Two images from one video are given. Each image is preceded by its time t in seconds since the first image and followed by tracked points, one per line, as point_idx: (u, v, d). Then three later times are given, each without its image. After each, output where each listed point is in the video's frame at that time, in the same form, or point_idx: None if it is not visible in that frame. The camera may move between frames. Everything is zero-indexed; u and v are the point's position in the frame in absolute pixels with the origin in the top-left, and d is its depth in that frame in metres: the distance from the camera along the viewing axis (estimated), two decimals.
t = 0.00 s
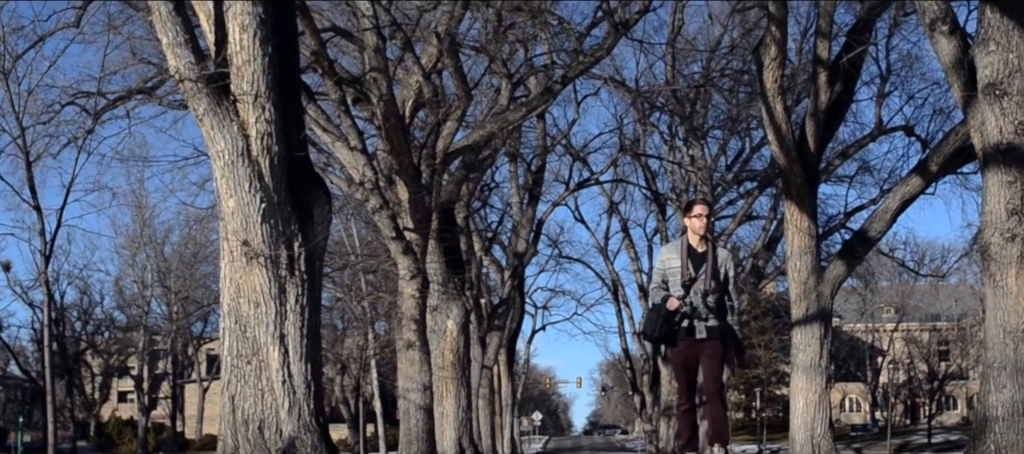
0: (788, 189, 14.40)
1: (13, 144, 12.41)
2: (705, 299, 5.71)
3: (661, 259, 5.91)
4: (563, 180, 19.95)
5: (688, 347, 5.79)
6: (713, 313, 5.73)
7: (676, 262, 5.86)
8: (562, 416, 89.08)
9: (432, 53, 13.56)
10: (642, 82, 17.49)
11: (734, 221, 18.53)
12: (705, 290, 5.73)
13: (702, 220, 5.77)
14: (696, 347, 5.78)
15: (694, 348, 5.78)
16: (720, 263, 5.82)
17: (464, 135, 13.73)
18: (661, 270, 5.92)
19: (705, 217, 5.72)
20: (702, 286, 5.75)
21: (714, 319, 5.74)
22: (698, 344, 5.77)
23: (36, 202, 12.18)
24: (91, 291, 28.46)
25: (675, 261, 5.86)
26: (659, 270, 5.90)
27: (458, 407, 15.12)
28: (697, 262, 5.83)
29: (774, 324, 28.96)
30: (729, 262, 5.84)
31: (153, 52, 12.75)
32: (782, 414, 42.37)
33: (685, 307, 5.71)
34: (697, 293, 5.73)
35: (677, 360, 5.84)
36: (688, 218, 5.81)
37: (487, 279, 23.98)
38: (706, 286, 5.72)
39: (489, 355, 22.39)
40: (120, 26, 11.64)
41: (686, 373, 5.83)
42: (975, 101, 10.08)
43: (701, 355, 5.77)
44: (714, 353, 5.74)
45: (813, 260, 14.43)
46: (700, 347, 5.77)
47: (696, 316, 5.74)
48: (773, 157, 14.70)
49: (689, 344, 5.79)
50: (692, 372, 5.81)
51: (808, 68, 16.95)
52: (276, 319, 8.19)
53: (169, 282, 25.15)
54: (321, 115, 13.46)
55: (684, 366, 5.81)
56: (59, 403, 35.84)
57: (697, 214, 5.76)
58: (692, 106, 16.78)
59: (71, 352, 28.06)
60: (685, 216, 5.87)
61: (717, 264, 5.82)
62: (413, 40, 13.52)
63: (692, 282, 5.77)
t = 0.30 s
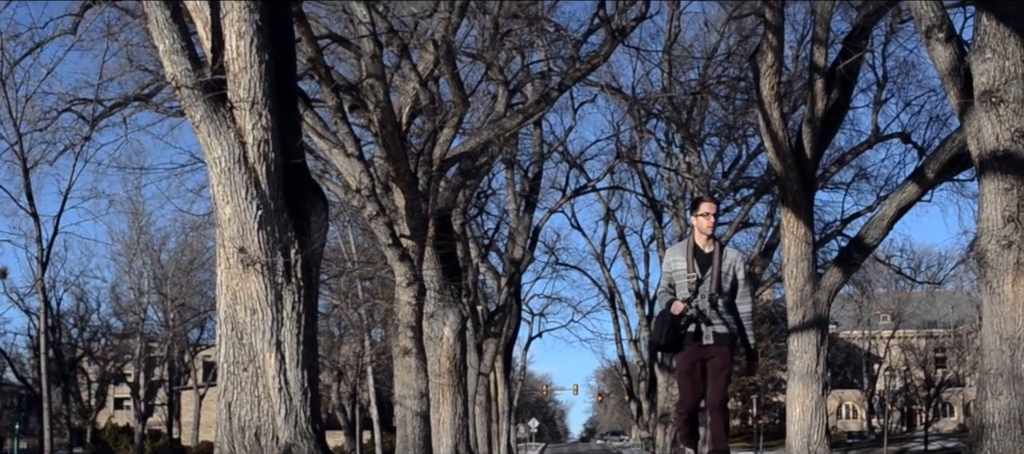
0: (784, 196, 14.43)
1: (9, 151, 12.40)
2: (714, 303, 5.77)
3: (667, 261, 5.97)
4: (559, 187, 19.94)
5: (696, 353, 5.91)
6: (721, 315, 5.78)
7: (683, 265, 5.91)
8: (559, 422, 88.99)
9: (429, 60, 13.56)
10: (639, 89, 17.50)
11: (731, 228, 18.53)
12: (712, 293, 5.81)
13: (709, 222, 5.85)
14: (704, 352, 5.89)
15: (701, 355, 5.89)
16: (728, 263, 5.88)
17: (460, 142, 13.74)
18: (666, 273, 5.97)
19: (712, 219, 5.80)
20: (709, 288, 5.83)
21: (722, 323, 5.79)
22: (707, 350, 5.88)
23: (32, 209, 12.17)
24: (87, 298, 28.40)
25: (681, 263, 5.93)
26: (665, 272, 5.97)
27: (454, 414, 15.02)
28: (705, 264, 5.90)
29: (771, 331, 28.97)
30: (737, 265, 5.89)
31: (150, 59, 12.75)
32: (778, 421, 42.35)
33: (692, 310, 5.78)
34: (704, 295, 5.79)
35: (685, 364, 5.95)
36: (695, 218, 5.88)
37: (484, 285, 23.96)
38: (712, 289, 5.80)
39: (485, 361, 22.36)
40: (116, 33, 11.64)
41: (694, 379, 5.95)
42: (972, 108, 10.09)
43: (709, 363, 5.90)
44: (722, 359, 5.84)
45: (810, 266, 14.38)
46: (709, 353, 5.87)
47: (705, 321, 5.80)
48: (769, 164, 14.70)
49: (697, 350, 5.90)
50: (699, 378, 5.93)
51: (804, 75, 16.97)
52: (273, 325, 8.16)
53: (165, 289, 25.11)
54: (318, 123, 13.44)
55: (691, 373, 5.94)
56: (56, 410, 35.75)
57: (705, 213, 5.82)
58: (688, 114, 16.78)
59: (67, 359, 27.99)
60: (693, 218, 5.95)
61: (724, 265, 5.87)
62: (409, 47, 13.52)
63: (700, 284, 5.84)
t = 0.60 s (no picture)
0: (780, 204, 14.41)
1: (5, 159, 12.38)
2: (716, 302, 5.64)
3: (665, 262, 5.89)
4: (556, 195, 19.94)
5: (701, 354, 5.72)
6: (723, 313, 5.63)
7: (681, 263, 5.83)
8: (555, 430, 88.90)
9: (425, 68, 13.56)
10: (635, 97, 17.50)
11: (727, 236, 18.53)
12: (713, 291, 5.69)
13: (708, 216, 5.79)
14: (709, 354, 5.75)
15: (705, 354, 5.72)
16: (728, 260, 5.79)
17: (457, 151, 13.74)
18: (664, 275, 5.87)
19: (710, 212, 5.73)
20: (709, 287, 5.72)
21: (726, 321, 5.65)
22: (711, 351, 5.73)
23: (28, 217, 12.14)
24: (83, 306, 28.33)
25: (680, 262, 5.85)
26: (664, 272, 5.88)
27: (450, 423, 14.98)
28: (705, 262, 5.81)
29: (767, 339, 28.98)
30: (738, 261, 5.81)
31: (146, 67, 12.74)
32: (774, 430, 42.34)
33: (694, 309, 5.65)
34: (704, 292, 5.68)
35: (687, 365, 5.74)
36: (692, 215, 5.83)
37: (480, 294, 23.94)
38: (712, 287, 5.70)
39: (481, 369, 22.33)
40: (113, 41, 11.64)
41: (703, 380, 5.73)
42: (967, 117, 10.10)
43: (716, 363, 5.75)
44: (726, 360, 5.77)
45: (806, 275, 14.33)
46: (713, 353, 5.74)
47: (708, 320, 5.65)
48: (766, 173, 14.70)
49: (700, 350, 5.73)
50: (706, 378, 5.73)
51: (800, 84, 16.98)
52: (268, 333, 8.16)
53: (161, 297, 25.06)
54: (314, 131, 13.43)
55: (696, 375, 5.72)
56: (51, 418, 35.64)
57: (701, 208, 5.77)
58: (685, 122, 16.78)
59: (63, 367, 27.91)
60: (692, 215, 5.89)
61: (724, 261, 5.80)
62: (406, 55, 13.52)
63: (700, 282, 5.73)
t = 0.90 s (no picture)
0: (775, 216, 14.41)
1: None
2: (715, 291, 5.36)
3: (661, 245, 5.58)
4: (551, 207, 19.95)
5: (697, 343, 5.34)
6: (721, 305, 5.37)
7: (680, 248, 5.52)
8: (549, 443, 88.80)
9: (421, 80, 13.58)
10: (630, 110, 17.51)
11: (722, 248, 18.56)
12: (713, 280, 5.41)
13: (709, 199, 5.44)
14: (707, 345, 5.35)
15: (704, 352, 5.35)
16: (729, 248, 5.48)
17: (452, 163, 13.73)
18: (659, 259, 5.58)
19: (713, 197, 5.34)
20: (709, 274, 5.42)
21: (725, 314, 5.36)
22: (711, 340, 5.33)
23: (22, 228, 12.12)
24: (78, 317, 28.28)
25: (678, 246, 5.54)
26: (660, 256, 5.57)
27: (445, 435, 14.91)
28: (705, 248, 5.50)
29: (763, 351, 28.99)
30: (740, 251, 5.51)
31: (141, 78, 12.74)
32: (769, 442, 42.31)
33: (692, 300, 5.32)
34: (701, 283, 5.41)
35: (683, 364, 5.38)
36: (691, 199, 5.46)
37: (475, 306, 23.92)
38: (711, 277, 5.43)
39: (476, 382, 22.30)
40: (108, 53, 11.63)
41: (700, 379, 5.35)
42: (962, 130, 10.11)
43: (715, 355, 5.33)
44: (728, 352, 5.30)
45: (801, 287, 14.41)
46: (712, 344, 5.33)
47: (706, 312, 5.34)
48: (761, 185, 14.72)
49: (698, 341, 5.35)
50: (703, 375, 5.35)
51: (795, 96, 17.02)
52: (263, 345, 8.14)
53: (156, 309, 25.02)
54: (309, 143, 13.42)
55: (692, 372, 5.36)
56: (45, 430, 35.54)
57: (701, 194, 5.38)
58: (680, 134, 16.79)
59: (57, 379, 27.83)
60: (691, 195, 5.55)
61: (726, 247, 5.49)
62: (401, 67, 13.54)
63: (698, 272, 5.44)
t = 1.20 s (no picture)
0: (770, 230, 14.43)
1: None
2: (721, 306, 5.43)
3: (666, 254, 5.66)
4: (546, 220, 19.93)
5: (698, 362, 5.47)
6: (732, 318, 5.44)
7: (687, 256, 5.59)
8: None
9: (416, 92, 13.58)
10: (625, 123, 17.51)
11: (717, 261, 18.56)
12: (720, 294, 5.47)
13: (722, 209, 5.57)
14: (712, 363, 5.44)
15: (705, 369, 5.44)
16: (738, 260, 5.58)
17: (447, 175, 13.71)
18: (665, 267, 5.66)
19: (726, 202, 5.54)
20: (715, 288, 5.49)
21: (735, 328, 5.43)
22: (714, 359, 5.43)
23: (17, 240, 12.10)
24: (72, 329, 28.18)
25: (685, 255, 5.61)
26: (667, 264, 5.66)
27: (440, 448, 14.82)
28: (714, 257, 5.59)
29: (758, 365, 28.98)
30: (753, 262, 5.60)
31: (136, 90, 12.73)
32: None
33: (696, 315, 5.41)
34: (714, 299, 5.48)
35: (685, 379, 5.52)
36: (705, 205, 5.61)
37: (470, 318, 23.88)
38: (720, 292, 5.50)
39: (471, 395, 22.25)
40: (103, 65, 11.63)
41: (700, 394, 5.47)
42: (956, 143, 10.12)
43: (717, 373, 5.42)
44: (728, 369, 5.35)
45: (795, 301, 14.38)
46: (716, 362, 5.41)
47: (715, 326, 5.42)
48: (755, 198, 14.72)
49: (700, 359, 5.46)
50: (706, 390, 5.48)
51: (790, 109, 17.04)
52: (257, 358, 8.12)
53: (151, 321, 24.95)
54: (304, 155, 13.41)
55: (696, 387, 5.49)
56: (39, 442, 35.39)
57: (715, 199, 5.55)
58: (675, 148, 16.80)
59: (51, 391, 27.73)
60: (702, 203, 5.65)
61: (735, 260, 5.58)
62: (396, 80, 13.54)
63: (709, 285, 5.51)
